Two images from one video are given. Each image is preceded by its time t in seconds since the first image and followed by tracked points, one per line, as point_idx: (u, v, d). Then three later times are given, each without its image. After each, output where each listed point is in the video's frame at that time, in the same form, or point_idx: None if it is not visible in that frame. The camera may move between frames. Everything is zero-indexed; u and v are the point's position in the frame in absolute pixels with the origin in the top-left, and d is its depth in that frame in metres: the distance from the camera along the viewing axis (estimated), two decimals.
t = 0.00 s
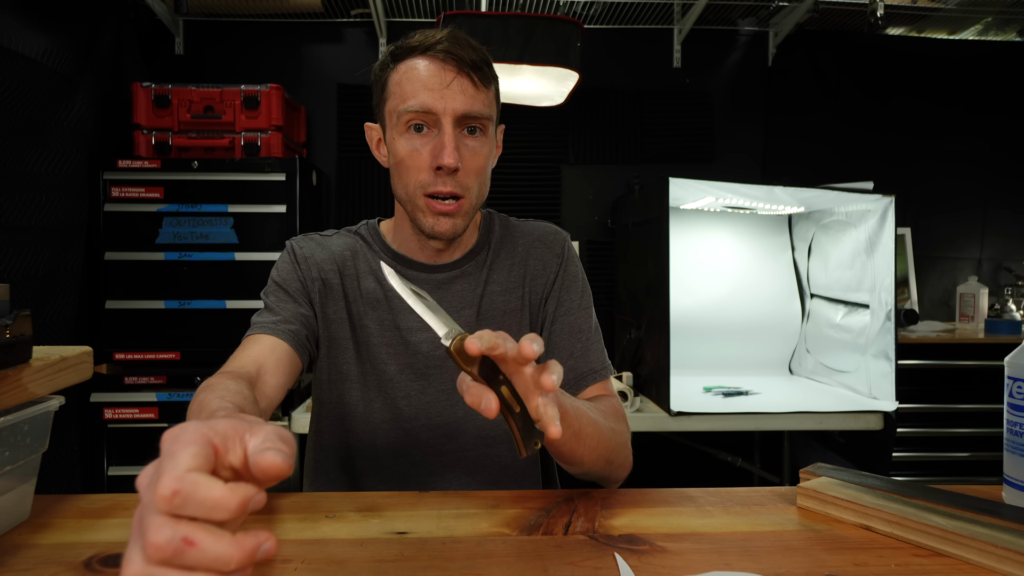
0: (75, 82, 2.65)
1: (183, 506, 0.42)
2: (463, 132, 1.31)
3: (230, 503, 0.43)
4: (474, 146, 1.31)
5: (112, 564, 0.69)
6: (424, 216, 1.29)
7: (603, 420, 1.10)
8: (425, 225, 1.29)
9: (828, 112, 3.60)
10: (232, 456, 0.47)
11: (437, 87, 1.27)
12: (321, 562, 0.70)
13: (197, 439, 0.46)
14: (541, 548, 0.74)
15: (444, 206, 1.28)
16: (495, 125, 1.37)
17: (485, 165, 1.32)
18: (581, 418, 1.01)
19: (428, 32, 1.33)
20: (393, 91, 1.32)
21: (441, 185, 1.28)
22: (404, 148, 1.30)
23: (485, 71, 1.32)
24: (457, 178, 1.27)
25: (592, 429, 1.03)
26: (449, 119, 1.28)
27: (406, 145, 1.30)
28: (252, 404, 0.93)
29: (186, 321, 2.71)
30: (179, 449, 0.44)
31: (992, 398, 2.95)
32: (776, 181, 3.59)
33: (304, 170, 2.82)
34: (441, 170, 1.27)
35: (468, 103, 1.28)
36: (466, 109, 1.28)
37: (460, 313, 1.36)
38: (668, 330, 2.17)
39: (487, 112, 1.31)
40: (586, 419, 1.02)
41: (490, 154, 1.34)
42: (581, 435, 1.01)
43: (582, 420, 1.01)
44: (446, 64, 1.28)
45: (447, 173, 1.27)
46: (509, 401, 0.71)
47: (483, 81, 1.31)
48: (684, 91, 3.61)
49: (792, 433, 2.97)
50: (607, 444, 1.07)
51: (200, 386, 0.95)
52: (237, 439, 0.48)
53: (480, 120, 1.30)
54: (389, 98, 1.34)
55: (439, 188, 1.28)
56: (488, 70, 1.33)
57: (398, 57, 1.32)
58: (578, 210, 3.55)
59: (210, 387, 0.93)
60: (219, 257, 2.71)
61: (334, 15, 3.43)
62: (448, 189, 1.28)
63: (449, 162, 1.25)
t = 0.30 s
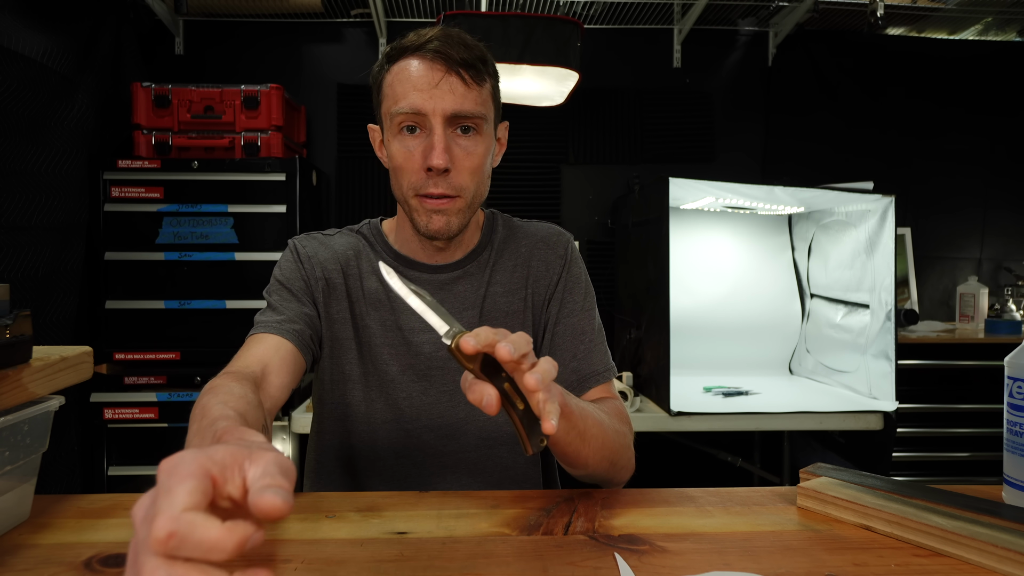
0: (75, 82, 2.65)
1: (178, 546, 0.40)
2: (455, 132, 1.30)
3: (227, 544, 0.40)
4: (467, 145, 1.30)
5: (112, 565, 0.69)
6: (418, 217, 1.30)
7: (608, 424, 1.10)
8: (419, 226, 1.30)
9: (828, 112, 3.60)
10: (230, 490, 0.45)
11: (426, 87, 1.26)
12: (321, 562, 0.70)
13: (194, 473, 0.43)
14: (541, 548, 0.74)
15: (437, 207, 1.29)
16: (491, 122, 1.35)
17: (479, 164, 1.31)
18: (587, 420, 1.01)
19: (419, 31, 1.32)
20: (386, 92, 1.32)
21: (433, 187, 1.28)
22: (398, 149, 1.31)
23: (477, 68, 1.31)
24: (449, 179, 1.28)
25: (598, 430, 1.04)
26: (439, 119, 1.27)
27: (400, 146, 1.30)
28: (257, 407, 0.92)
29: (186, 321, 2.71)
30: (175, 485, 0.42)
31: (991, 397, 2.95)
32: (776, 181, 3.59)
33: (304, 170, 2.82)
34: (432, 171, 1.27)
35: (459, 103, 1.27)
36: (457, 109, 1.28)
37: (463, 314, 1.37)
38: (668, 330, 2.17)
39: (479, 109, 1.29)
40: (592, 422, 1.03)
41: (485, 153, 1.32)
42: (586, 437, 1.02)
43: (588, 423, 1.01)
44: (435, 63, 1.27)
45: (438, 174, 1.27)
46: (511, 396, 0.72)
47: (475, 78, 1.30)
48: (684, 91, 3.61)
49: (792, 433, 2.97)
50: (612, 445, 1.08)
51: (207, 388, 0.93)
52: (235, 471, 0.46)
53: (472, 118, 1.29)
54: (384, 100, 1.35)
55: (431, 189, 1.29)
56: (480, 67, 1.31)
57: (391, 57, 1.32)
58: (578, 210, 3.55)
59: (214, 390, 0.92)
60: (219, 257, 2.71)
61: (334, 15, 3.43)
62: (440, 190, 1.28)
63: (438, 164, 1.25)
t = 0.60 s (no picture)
0: (75, 82, 2.65)
1: None
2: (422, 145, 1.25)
3: None
4: (434, 158, 1.25)
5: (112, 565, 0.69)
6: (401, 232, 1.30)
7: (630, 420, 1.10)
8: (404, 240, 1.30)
9: (828, 112, 3.60)
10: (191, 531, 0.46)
11: (384, 104, 1.21)
12: (322, 562, 0.70)
13: (150, 518, 0.45)
14: (541, 548, 0.74)
15: (415, 223, 1.27)
16: (463, 127, 1.28)
17: (451, 175, 1.27)
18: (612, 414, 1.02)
19: (382, 44, 1.27)
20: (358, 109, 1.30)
21: (406, 204, 1.26)
22: (374, 166, 1.29)
23: (437, 76, 1.24)
24: (419, 195, 1.24)
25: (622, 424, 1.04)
26: (401, 136, 1.22)
27: (376, 163, 1.29)
28: (251, 417, 0.92)
29: (186, 321, 2.71)
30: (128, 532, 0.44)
31: (991, 397, 2.95)
32: (776, 181, 3.59)
33: (304, 170, 2.82)
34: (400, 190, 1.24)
35: (419, 115, 1.22)
36: (416, 123, 1.22)
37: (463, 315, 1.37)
38: (668, 330, 2.17)
39: (440, 120, 1.22)
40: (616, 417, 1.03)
41: (457, 162, 1.27)
42: (613, 432, 1.02)
43: (613, 418, 1.02)
44: (391, 78, 1.21)
45: (407, 192, 1.24)
46: (549, 397, 0.72)
47: (436, 87, 1.23)
48: (684, 91, 3.61)
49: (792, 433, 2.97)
50: (636, 438, 1.09)
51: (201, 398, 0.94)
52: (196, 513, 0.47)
53: (433, 130, 1.23)
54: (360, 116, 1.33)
55: (405, 207, 1.26)
56: (442, 74, 1.24)
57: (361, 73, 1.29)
58: (578, 210, 3.55)
59: (208, 401, 0.92)
60: (219, 257, 2.71)
61: (334, 15, 3.42)
62: (413, 206, 1.26)
63: (402, 184, 1.22)
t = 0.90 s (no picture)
0: (75, 82, 2.65)
1: None
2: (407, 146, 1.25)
3: None
4: (421, 159, 1.25)
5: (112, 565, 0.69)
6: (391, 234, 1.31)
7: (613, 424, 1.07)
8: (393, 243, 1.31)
9: (828, 112, 3.60)
10: (199, 521, 0.47)
11: (368, 107, 1.22)
12: (322, 562, 0.70)
13: (157, 507, 0.46)
14: (541, 548, 0.74)
15: (403, 224, 1.28)
16: (448, 128, 1.28)
17: (438, 175, 1.27)
18: (588, 430, 1.00)
19: (368, 47, 1.27)
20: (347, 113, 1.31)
21: (395, 205, 1.27)
22: (363, 169, 1.30)
23: (421, 77, 1.23)
24: (407, 197, 1.25)
25: (602, 440, 1.03)
26: (386, 138, 1.23)
27: (365, 166, 1.29)
28: (254, 414, 0.92)
29: (187, 321, 2.71)
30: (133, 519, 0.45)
31: (991, 397, 2.95)
32: (776, 181, 3.59)
33: (305, 170, 2.82)
34: (387, 192, 1.25)
35: (402, 117, 1.22)
36: (401, 125, 1.22)
37: (460, 315, 1.37)
38: (668, 330, 2.17)
39: (424, 122, 1.22)
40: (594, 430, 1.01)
41: (444, 162, 1.27)
42: (587, 447, 1.01)
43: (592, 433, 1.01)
44: (374, 81, 1.21)
45: (395, 193, 1.25)
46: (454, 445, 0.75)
47: (419, 89, 1.23)
48: (684, 91, 3.61)
49: (792, 433, 2.97)
50: (616, 452, 1.06)
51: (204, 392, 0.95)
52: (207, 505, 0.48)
53: (417, 132, 1.23)
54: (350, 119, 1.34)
55: (394, 208, 1.27)
56: (426, 75, 1.24)
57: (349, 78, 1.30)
58: (578, 210, 3.55)
59: (212, 396, 0.92)
60: (219, 257, 2.71)
61: (334, 15, 3.42)
62: (402, 207, 1.27)
63: (388, 186, 1.22)
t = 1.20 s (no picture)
0: (75, 82, 2.65)
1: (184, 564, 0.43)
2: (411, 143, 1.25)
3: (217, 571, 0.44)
4: (424, 156, 1.26)
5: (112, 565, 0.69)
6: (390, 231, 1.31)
7: (574, 404, 1.09)
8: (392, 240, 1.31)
9: (828, 111, 3.60)
10: (217, 523, 0.48)
11: (373, 102, 1.22)
12: (322, 562, 0.70)
13: (194, 505, 0.47)
14: (542, 548, 0.74)
15: (403, 221, 1.28)
16: (452, 127, 1.29)
17: (440, 174, 1.27)
18: (529, 397, 1.05)
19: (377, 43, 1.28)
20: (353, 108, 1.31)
21: (395, 201, 1.27)
22: (365, 164, 1.30)
23: (427, 74, 1.24)
24: (408, 193, 1.25)
25: (552, 408, 1.06)
26: (390, 134, 1.23)
27: (367, 161, 1.30)
28: (263, 405, 0.94)
29: (187, 321, 2.71)
30: (172, 524, 0.44)
31: (991, 397, 2.95)
32: (776, 181, 3.59)
33: (304, 170, 2.82)
34: (388, 187, 1.25)
35: (407, 113, 1.22)
36: (405, 121, 1.22)
37: (460, 313, 1.37)
38: (668, 330, 2.17)
39: (428, 119, 1.23)
40: (540, 399, 1.06)
41: (446, 160, 1.28)
42: (535, 415, 1.05)
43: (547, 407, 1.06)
44: (381, 76, 1.22)
45: (395, 189, 1.25)
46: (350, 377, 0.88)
47: (425, 86, 1.23)
48: (684, 91, 3.61)
49: (792, 433, 2.97)
50: (578, 428, 1.08)
51: (212, 381, 0.96)
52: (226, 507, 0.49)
53: (421, 129, 1.23)
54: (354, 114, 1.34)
55: (394, 204, 1.27)
56: (432, 73, 1.24)
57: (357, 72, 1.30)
58: (578, 210, 3.55)
59: (221, 384, 0.94)
60: (220, 257, 2.71)
61: (334, 15, 3.42)
62: (402, 204, 1.27)
63: (390, 181, 1.23)
